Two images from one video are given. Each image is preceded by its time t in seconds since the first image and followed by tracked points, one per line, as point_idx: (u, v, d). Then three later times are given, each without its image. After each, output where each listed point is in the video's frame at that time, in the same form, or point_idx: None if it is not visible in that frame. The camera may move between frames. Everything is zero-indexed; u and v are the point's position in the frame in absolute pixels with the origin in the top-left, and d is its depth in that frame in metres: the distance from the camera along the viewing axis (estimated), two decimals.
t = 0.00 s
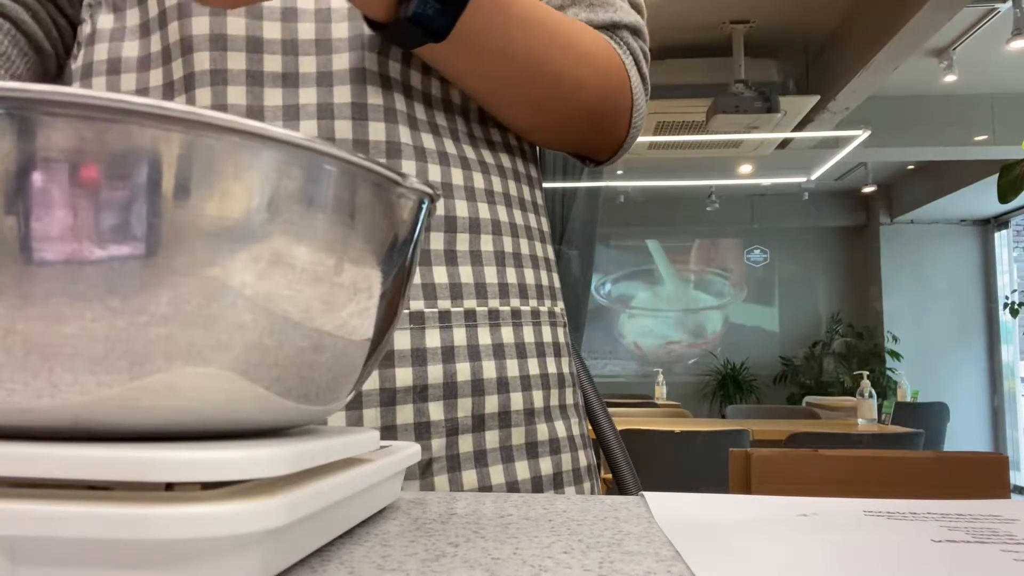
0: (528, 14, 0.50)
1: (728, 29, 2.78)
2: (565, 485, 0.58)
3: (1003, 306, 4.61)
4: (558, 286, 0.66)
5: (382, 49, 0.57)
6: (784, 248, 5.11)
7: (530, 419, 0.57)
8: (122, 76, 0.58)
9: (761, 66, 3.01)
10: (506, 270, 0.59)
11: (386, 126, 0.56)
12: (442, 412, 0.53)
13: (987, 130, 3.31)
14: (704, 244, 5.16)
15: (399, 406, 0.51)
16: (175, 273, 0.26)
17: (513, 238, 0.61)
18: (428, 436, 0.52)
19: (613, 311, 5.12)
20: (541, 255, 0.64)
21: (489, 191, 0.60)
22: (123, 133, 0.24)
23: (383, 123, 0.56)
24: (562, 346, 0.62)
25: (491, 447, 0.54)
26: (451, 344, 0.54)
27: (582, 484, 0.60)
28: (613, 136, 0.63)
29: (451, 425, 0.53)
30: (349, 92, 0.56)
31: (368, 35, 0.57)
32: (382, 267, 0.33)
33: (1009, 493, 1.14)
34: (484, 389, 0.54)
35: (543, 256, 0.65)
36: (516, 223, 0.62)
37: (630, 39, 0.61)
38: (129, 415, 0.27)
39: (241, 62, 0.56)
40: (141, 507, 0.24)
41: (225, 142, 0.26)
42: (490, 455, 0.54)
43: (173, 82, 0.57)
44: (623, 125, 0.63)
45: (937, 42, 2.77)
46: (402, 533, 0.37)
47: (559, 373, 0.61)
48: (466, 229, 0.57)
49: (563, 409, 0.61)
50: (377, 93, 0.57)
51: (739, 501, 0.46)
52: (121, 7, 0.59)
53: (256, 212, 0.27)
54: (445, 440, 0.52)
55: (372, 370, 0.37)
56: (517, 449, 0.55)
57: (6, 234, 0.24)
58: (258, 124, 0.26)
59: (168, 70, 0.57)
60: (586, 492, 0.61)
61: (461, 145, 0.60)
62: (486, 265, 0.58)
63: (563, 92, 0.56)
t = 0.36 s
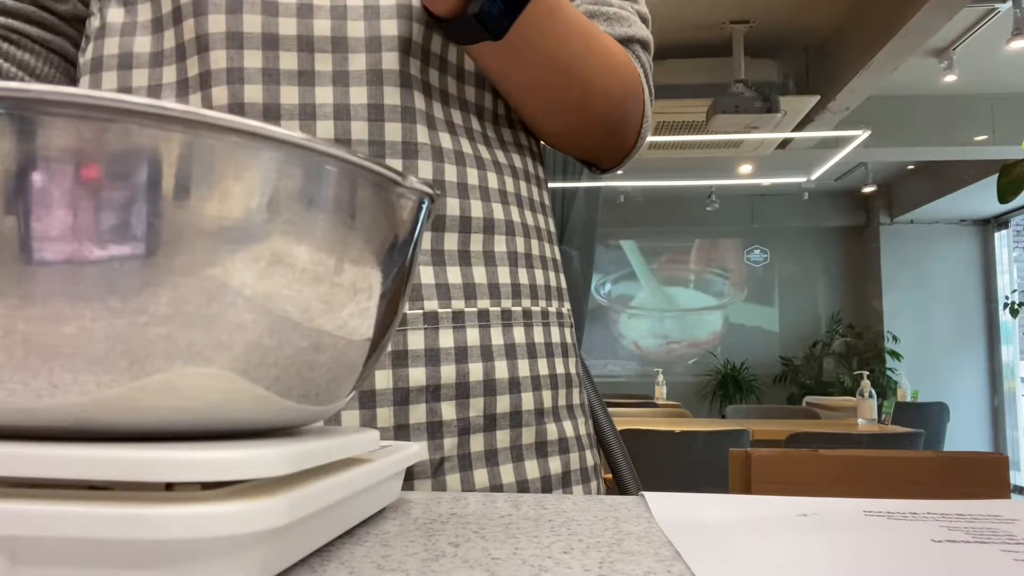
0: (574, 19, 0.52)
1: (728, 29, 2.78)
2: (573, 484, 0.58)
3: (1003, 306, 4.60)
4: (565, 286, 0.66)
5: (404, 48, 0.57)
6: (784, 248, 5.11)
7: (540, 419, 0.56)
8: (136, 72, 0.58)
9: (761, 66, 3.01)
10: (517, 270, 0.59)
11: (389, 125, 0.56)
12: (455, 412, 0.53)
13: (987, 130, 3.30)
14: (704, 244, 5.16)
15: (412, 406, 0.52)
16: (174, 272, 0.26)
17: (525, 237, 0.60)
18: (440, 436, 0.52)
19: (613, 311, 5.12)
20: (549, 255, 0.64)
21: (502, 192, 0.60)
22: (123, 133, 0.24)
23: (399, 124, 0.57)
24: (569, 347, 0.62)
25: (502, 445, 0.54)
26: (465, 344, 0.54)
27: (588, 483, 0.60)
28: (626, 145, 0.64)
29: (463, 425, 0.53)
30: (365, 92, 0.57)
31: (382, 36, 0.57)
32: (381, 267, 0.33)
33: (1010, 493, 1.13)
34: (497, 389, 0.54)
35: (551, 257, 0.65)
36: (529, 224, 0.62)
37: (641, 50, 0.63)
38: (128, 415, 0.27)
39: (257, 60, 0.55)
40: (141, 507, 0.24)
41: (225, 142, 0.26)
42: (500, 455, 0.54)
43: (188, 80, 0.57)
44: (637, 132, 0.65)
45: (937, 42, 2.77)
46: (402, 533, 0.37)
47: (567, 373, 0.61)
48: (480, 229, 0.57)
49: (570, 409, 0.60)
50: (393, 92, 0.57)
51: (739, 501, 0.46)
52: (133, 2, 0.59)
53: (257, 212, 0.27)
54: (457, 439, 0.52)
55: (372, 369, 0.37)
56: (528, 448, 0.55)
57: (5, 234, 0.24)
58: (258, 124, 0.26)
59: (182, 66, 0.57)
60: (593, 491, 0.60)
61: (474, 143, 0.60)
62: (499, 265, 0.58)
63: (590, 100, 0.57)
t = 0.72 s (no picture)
0: (592, 27, 0.53)
1: (728, 28, 2.78)
2: (582, 482, 0.58)
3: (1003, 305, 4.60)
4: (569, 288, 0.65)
5: (427, 51, 0.58)
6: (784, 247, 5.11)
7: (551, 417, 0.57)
8: (160, 72, 0.57)
9: (761, 66, 3.01)
10: (528, 270, 0.59)
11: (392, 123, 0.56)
12: (474, 408, 0.53)
13: (987, 130, 3.30)
14: (704, 244, 5.16)
15: (432, 403, 0.52)
16: (175, 273, 0.26)
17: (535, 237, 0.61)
18: (460, 433, 0.52)
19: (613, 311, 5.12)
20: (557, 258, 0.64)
21: (515, 193, 0.60)
22: (123, 132, 0.24)
23: (422, 125, 0.56)
24: (570, 347, 0.61)
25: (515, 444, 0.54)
26: (483, 343, 0.54)
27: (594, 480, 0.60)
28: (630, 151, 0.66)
29: (482, 423, 0.53)
30: (388, 96, 0.57)
31: (405, 44, 0.58)
32: (382, 267, 0.33)
33: (1010, 493, 1.13)
34: (512, 387, 0.54)
35: (557, 258, 0.64)
36: (537, 226, 0.62)
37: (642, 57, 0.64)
38: (128, 415, 0.27)
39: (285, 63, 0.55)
40: (141, 506, 0.24)
41: (225, 142, 0.26)
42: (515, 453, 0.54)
43: (214, 81, 0.56)
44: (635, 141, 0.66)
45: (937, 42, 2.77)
46: (402, 533, 0.37)
47: (575, 373, 0.61)
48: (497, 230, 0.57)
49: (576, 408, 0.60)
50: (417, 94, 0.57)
51: (738, 501, 0.46)
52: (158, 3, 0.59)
53: (257, 212, 0.27)
54: (476, 435, 0.52)
55: (372, 368, 0.37)
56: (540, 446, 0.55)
57: (6, 234, 0.24)
58: (257, 124, 0.26)
59: (208, 68, 0.57)
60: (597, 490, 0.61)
61: (493, 143, 0.60)
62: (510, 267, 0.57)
63: (605, 107, 0.59)
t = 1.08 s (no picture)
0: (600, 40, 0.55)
1: (728, 28, 2.78)
2: (597, 481, 0.58)
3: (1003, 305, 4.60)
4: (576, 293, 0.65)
5: (451, 58, 0.58)
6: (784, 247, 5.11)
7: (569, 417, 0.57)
8: (184, 72, 0.57)
9: (761, 66, 3.01)
10: (545, 274, 0.59)
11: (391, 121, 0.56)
12: (496, 409, 0.53)
13: (987, 130, 3.30)
14: (704, 244, 5.15)
15: (457, 403, 0.51)
16: (174, 272, 0.26)
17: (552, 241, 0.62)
18: (483, 432, 0.52)
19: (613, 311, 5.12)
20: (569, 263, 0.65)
21: (529, 198, 0.60)
22: (122, 132, 0.24)
23: (447, 131, 0.56)
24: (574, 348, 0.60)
25: (535, 443, 0.54)
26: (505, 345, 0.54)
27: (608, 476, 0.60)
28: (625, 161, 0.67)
29: (504, 422, 0.53)
30: (414, 103, 0.56)
31: (431, 49, 0.58)
32: (382, 267, 0.33)
33: (1010, 493, 1.13)
34: (532, 387, 0.54)
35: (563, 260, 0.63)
36: (551, 231, 0.62)
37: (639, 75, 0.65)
38: (128, 415, 0.27)
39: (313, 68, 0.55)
40: (141, 506, 0.24)
41: (225, 142, 0.26)
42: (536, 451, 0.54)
43: (240, 83, 0.56)
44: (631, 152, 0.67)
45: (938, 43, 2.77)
46: (402, 533, 0.37)
47: (587, 374, 0.61)
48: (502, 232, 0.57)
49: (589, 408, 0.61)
50: (441, 100, 0.57)
51: (738, 501, 0.46)
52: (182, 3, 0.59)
53: (257, 211, 0.27)
54: (498, 435, 0.53)
55: (372, 369, 0.37)
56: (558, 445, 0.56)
57: (6, 234, 0.24)
58: (258, 125, 0.26)
59: (236, 70, 0.57)
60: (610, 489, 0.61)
61: (509, 150, 0.60)
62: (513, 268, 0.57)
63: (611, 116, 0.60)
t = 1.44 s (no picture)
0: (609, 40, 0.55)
1: (728, 28, 2.78)
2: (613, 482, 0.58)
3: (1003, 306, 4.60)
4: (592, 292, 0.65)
5: (468, 58, 0.58)
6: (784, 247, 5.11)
7: (583, 418, 0.57)
8: (205, 73, 0.57)
9: (761, 66, 3.01)
10: (561, 274, 0.59)
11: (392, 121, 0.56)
12: (511, 408, 0.53)
13: (987, 130, 3.30)
14: (704, 244, 5.15)
15: (471, 403, 0.52)
16: (174, 273, 0.26)
17: (568, 244, 0.62)
18: (498, 432, 0.52)
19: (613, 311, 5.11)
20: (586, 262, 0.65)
21: (546, 199, 0.60)
22: (122, 132, 0.24)
23: (463, 131, 0.57)
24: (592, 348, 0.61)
25: (549, 445, 0.54)
26: (518, 346, 0.54)
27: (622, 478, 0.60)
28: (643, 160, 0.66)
29: (517, 422, 0.53)
30: (430, 102, 0.57)
31: (448, 49, 0.58)
32: (382, 267, 0.33)
33: (1010, 493, 1.12)
34: (546, 388, 0.54)
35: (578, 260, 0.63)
36: (566, 231, 0.62)
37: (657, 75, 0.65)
38: (128, 415, 0.27)
39: (330, 69, 0.55)
40: (142, 507, 0.24)
41: (225, 142, 0.26)
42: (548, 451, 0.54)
43: (259, 83, 0.57)
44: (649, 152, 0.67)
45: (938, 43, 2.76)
46: (402, 533, 0.37)
47: (603, 375, 0.62)
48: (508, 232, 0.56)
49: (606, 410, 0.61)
50: (456, 100, 0.57)
51: (739, 501, 0.46)
52: (204, 6, 0.59)
53: (257, 212, 0.27)
54: (512, 435, 0.52)
55: (372, 368, 0.37)
56: (573, 446, 0.56)
57: (6, 234, 0.24)
58: (258, 124, 0.26)
59: (254, 71, 0.57)
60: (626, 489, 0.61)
61: (526, 150, 0.60)
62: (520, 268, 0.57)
63: (623, 119, 0.60)
